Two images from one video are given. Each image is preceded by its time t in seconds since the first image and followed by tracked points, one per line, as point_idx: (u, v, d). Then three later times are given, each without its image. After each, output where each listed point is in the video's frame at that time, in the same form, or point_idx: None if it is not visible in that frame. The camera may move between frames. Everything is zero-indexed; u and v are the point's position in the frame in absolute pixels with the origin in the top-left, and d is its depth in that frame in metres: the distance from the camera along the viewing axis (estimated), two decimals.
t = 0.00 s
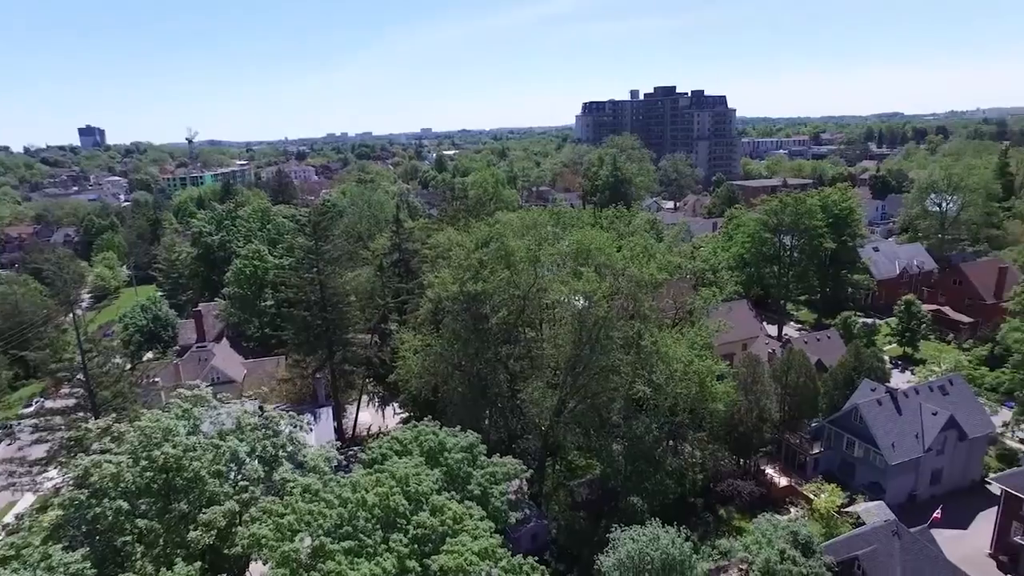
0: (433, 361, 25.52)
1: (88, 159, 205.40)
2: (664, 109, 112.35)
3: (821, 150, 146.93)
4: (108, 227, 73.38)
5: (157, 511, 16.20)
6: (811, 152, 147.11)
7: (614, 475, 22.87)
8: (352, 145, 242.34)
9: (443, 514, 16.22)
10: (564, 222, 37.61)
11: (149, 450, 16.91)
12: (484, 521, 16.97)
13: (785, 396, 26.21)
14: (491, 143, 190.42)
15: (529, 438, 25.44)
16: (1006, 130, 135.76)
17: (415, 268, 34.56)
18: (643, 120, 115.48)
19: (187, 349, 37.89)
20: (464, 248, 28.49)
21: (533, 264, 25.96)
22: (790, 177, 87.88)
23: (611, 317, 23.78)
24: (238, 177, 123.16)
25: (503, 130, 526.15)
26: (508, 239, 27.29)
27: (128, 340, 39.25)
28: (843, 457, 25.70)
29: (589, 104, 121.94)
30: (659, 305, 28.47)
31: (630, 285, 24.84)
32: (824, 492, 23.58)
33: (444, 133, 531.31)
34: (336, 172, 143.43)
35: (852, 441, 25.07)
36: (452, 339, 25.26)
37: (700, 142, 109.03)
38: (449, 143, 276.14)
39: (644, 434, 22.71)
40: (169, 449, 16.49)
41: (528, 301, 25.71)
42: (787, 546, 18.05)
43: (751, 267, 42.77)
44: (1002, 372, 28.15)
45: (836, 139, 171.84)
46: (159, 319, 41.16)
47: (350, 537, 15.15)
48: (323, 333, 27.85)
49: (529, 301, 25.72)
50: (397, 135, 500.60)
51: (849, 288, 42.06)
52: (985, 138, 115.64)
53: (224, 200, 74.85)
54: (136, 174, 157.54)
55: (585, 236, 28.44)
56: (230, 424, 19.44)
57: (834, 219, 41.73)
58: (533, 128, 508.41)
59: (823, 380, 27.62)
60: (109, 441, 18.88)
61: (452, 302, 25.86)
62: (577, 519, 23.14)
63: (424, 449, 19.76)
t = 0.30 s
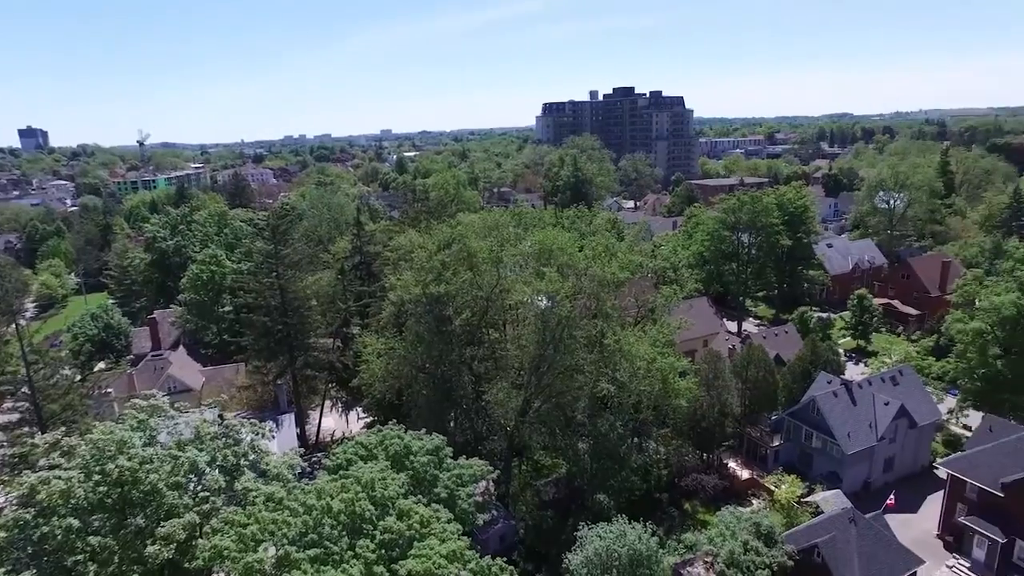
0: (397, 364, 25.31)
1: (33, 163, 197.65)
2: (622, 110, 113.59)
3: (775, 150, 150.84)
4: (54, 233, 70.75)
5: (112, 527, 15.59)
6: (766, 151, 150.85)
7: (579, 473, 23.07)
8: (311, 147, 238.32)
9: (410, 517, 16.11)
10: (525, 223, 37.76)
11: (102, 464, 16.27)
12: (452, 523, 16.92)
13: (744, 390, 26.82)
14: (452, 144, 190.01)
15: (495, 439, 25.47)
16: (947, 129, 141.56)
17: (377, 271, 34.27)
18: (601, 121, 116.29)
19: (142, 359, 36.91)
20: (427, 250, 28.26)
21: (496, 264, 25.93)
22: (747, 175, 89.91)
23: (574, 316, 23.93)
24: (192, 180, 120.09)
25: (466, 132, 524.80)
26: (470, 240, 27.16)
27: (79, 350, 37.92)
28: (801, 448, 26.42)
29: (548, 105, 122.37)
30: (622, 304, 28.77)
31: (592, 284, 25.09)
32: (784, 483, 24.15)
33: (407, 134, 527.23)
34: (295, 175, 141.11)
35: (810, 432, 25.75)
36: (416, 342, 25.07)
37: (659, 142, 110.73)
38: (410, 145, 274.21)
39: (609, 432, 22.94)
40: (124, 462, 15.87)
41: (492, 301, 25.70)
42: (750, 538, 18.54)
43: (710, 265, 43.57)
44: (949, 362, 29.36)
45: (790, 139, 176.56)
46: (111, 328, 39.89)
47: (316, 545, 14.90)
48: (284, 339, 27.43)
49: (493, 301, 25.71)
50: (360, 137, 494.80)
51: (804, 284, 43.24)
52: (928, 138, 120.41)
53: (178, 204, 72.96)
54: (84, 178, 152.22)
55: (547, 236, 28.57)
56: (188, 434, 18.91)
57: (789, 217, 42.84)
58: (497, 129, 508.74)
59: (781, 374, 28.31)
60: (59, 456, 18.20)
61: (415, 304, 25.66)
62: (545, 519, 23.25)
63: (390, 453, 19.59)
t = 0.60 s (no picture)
0: (361, 368, 25.02)
1: None
2: (583, 110, 114.52)
3: (731, 149, 153.69)
4: None
5: (65, 545, 14.98)
6: (724, 151, 153.84)
7: (547, 473, 23.15)
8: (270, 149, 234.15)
9: (378, 522, 16.00)
10: (487, 224, 37.76)
11: (53, 479, 15.65)
12: (420, 526, 16.83)
13: (707, 386, 27.29)
14: (415, 146, 188.99)
15: (462, 440, 25.39)
16: (896, 129, 146.55)
17: (339, 274, 33.93)
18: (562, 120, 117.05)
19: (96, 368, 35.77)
20: (390, 252, 28.00)
21: (460, 265, 25.84)
22: (706, 175, 91.58)
23: (538, 316, 24.02)
24: (145, 184, 116.65)
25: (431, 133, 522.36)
26: (433, 241, 26.98)
27: (27, 361, 36.49)
28: (763, 442, 26.98)
29: (510, 106, 122.28)
30: (586, 303, 28.99)
31: (556, 284, 25.24)
32: (747, 476, 24.67)
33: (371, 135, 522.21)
34: (253, 178, 138.41)
35: (771, 426, 26.29)
36: (380, 345, 24.81)
37: (620, 142, 112.00)
38: (373, 147, 271.45)
39: (575, 431, 23.05)
40: (78, 476, 15.33)
41: (456, 303, 25.62)
42: (716, 531, 18.90)
43: (672, 263, 44.23)
44: (900, 353, 30.43)
45: (748, 139, 180.46)
46: (62, 337, 38.51)
47: (282, 554, 14.58)
48: (245, 344, 26.92)
49: (457, 303, 25.62)
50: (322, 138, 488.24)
51: (764, 280, 44.27)
52: (876, 137, 124.54)
53: (131, 208, 70.86)
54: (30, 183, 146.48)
55: (510, 237, 28.66)
56: (145, 444, 18.37)
57: (748, 215, 43.74)
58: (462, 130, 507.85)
59: (743, 369, 28.89)
60: (7, 471, 17.49)
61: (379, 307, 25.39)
62: (514, 519, 23.25)
63: (356, 458, 19.42)
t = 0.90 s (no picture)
0: (327, 372, 24.70)
1: None
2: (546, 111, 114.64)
3: (693, 149, 156.14)
4: None
5: (15, 566, 14.53)
6: (686, 151, 156.23)
7: (516, 473, 23.21)
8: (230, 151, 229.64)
9: (346, 528, 15.84)
10: (452, 225, 37.64)
11: (3, 496, 15.06)
12: (390, 531, 16.68)
13: (673, 383, 27.69)
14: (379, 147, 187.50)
15: (430, 443, 25.25)
16: (851, 129, 150.90)
17: (303, 278, 33.36)
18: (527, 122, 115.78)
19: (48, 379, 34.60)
20: (354, 255, 27.66)
21: (425, 267, 25.69)
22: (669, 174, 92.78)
23: (504, 317, 24.05)
24: (98, 188, 113.22)
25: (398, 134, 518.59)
26: (398, 243, 26.73)
27: None
28: (728, 436, 27.47)
29: (473, 107, 121.48)
30: (552, 303, 29.13)
31: (522, 285, 25.33)
32: (713, 471, 25.09)
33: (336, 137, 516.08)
34: (212, 181, 135.54)
35: (736, 421, 26.79)
36: (346, 349, 24.51)
37: (584, 142, 112.81)
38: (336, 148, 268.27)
39: (544, 430, 23.13)
40: (27, 494, 14.84)
41: (422, 305, 25.50)
42: (683, 526, 19.24)
43: (637, 262, 44.73)
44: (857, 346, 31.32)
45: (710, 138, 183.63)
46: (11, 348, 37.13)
47: (249, 564, 14.15)
48: (207, 351, 26.37)
49: (423, 305, 25.50)
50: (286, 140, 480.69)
51: (726, 278, 45.09)
52: (832, 137, 128.12)
53: (83, 213, 68.68)
54: None
55: (476, 238, 28.62)
56: (102, 457, 17.82)
57: (710, 213, 44.47)
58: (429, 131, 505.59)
59: (707, 366, 29.38)
60: None
61: (344, 311, 25.10)
62: (484, 520, 23.22)
63: (323, 464, 19.17)
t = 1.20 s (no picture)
0: (294, 377, 24.35)
1: None
2: (512, 112, 115.28)
3: (659, 149, 158.15)
4: None
5: None
6: (652, 151, 158.20)
7: (488, 473, 23.17)
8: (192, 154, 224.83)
9: (316, 534, 15.66)
10: (419, 227, 37.41)
11: None
12: (360, 535, 16.52)
13: (641, 381, 27.97)
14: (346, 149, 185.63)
15: (400, 446, 25.06)
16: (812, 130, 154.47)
17: (268, 282, 32.67)
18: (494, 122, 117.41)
19: None
20: (320, 258, 27.26)
21: (393, 270, 25.49)
22: (636, 175, 93.73)
23: (473, 318, 24.02)
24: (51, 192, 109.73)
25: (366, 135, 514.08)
26: (365, 245, 26.43)
27: None
28: (696, 432, 27.85)
29: (440, 108, 121.26)
30: (521, 303, 29.16)
31: (490, 285, 25.31)
32: (682, 467, 25.43)
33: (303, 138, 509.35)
34: (173, 184, 132.45)
35: (704, 417, 27.18)
36: (314, 353, 24.19)
37: (551, 142, 113.41)
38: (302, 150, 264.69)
39: (514, 431, 23.16)
40: None
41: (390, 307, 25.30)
42: (654, 522, 19.48)
43: (604, 262, 45.09)
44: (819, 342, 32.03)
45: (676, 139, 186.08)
46: None
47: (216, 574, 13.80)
48: (170, 357, 25.81)
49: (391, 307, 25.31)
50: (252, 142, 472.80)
51: (693, 276, 45.70)
52: (793, 138, 131.11)
53: (35, 218, 66.44)
54: None
55: (443, 239, 28.45)
56: (59, 469, 17.30)
57: (676, 213, 45.05)
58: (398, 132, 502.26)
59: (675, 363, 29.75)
60: None
61: (311, 314, 24.76)
62: (456, 522, 23.16)
63: (292, 470, 18.89)
